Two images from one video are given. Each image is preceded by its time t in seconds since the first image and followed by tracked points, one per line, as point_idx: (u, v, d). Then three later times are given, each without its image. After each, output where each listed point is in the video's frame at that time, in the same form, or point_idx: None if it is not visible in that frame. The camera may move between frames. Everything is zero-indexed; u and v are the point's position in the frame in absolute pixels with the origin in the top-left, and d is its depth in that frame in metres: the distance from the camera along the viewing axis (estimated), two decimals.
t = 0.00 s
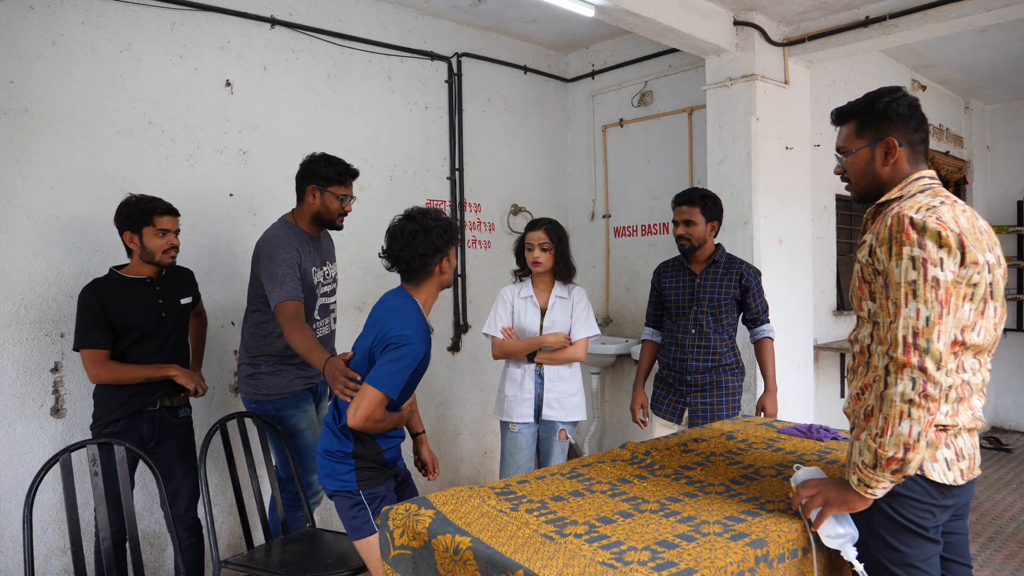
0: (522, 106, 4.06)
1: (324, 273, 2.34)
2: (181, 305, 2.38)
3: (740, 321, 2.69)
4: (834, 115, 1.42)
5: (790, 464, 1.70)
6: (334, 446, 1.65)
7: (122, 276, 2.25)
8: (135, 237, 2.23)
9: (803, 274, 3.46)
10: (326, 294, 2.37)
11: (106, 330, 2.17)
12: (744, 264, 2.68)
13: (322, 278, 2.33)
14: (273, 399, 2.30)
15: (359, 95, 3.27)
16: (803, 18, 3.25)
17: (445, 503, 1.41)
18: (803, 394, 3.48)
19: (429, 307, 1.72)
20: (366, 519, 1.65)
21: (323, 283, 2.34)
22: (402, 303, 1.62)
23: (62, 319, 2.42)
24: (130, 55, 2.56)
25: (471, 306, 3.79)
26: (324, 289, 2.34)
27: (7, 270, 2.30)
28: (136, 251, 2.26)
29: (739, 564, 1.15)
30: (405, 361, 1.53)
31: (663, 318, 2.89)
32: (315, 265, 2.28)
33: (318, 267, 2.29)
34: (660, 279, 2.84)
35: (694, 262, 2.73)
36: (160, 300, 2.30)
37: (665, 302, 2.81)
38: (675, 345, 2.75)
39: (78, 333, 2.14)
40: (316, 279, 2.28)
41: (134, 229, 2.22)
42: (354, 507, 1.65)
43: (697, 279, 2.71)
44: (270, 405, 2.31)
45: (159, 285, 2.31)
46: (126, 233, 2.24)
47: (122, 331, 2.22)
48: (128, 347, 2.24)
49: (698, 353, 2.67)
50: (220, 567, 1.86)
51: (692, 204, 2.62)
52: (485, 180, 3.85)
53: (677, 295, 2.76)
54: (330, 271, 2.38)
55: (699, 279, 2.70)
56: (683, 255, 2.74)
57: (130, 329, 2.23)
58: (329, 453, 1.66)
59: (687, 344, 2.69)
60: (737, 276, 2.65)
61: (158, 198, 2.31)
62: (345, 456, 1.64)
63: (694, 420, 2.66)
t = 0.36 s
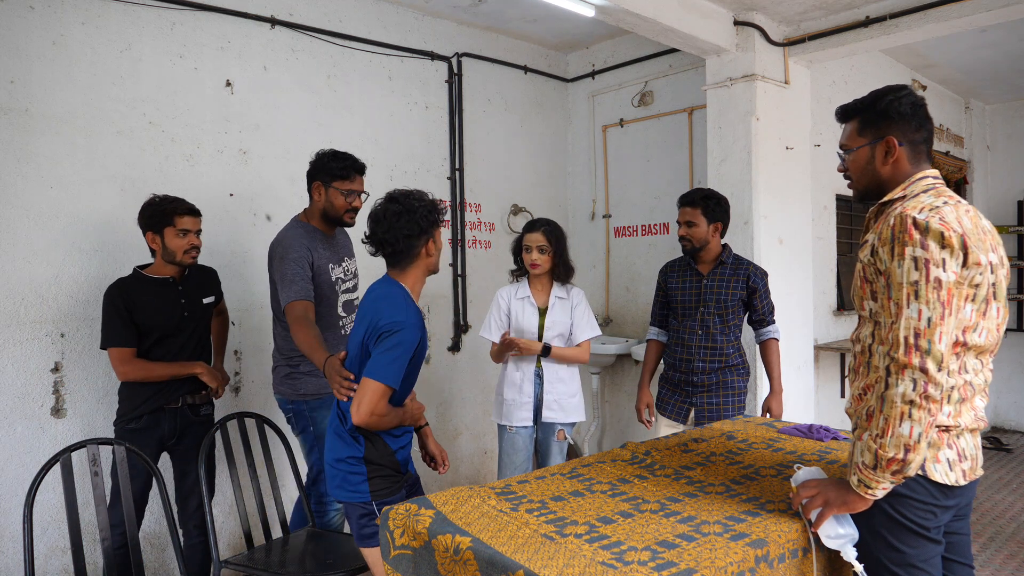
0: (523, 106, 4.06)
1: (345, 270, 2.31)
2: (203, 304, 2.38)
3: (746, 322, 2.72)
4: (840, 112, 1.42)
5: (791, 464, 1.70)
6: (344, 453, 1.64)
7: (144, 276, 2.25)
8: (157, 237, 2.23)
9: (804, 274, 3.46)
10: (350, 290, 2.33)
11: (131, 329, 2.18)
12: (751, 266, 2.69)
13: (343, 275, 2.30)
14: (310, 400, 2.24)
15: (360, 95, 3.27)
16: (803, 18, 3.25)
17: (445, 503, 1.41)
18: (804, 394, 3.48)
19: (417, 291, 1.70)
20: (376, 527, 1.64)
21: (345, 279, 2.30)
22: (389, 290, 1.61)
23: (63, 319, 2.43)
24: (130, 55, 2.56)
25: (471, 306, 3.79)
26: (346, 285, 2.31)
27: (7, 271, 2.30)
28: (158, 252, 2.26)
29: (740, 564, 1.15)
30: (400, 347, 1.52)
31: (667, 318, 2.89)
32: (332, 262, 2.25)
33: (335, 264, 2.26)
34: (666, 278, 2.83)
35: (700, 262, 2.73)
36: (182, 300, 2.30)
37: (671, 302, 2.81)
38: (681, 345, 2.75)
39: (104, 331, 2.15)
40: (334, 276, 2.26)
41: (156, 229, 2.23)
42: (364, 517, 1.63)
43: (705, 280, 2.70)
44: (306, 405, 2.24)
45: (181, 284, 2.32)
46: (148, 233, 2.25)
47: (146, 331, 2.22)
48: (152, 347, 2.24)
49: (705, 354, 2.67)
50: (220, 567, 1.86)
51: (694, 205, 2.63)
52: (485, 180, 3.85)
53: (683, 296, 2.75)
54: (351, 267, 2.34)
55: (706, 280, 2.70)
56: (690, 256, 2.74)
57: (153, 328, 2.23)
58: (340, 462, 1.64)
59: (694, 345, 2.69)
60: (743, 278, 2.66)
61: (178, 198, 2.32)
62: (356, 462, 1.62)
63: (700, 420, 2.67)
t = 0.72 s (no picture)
0: (523, 106, 4.06)
1: (364, 268, 2.31)
2: (221, 303, 2.38)
3: (748, 322, 2.69)
4: (846, 111, 1.42)
5: (792, 464, 1.70)
6: (350, 459, 1.63)
7: (165, 276, 2.24)
8: (181, 239, 2.22)
9: (804, 274, 3.46)
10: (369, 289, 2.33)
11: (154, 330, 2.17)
12: (753, 264, 2.67)
13: (362, 273, 2.30)
14: (318, 402, 2.21)
15: (360, 95, 3.27)
16: (803, 18, 3.25)
17: (446, 503, 1.41)
18: (805, 394, 3.48)
19: (421, 291, 1.68)
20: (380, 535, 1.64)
21: (364, 278, 2.30)
22: (395, 290, 1.60)
23: (63, 319, 2.43)
24: (130, 55, 2.56)
25: (471, 306, 3.79)
26: (365, 283, 2.31)
27: (7, 271, 2.30)
28: (180, 252, 2.25)
29: (741, 564, 1.15)
30: (406, 346, 1.51)
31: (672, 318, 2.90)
32: (350, 260, 2.25)
33: (354, 262, 2.26)
34: (670, 279, 2.84)
35: (702, 262, 2.73)
36: (202, 300, 2.30)
37: (674, 302, 2.82)
38: (683, 346, 2.76)
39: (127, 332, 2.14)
40: (352, 274, 2.25)
41: (181, 230, 2.22)
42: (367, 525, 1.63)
43: (706, 280, 2.71)
44: (314, 406, 2.21)
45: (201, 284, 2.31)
46: (172, 233, 2.23)
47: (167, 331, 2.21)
48: (173, 346, 2.24)
49: (706, 353, 2.67)
50: (220, 567, 1.86)
51: (695, 205, 2.63)
52: (485, 180, 3.85)
53: (686, 297, 2.76)
54: (371, 266, 2.34)
55: (707, 280, 2.70)
56: (692, 256, 2.74)
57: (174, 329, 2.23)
58: (347, 467, 1.64)
59: (696, 345, 2.70)
60: (745, 277, 2.65)
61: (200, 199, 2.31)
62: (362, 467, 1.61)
63: (702, 419, 2.68)
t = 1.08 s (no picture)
0: (523, 106, 4.06)
1: (393, 268, 2.25)
2: (220, 305, 2.38)
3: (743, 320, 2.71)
4: (846, 111, 1.42)
5: (793, 464, 1.70)
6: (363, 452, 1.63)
7: (169, 278, 2.21)
8: (187, 239, 2.21)
9: (805, 274, 3.46)
10: (397, 290, 2.28)
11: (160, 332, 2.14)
12: (747, 263, 2.68)
13: (389, 273, 2.24)
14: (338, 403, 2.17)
15: (360, 95, 3.27)
16: (803, 18, 3.25)
17: (446, 503, 1.41)
18: (805, 394, 3.47)
19: (457, 304, 1.69)
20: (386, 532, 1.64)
21: (392, 278, 2.25)
22: (431, 297, 1.60)
23: (63, 319, 2.43)
24: (130, 55, 2.56)
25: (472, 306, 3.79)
26: (392, 284, 2.25)
27: (8, 271, 2.30)
28: (185, 253, 2.23)
29: (741, 564, 1.15)
30: (437, 353, 1.52)
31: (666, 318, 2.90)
32: (378, 258, 2.21)
33: (382, 261, 2.22)
34: (664, 279, 2.84)
35: (697, 262, 2.73)
36: (204, 302, 2.29)
37: (669, 303, 2.82)
38: (678, 346, 2.76)
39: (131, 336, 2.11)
40: (378, 273, 2.20)
41: (186, 230, 2.21)
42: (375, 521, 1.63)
43: (700, 279, 2.71)
44: (334, 406, 2.18)
45: (203, 286, 2.30)
46: (176, 234, 2.21)
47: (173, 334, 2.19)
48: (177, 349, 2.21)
49: (702, 353, 2.67)
50: (220, 567, 1.86)
51: (695, 204, 2.62)
52: (485, 180, 3.85)
53: (680, 296, 2.77)
54: (400, 267, 2.29)
55: (702, 279, 2.70)
56: (686, 256, 2.74)
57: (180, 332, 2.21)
58: (359, 461, 1.63)
59: (691, 345, 2.70)
60: (739, 276, 2.66)
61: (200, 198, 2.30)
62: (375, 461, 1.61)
63: (698, 420, 2.67)
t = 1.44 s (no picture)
0: (523, 106, 4.06)
1: (412, 268, 2.22)
2: (211, 302, 2.36)
3: (731, 319, 2.71)
4: (846, 110, 1.41)
5: (793, 464, 1.70)
6: (397, 438, 1.66)
7: (160, 273, 2.18)
8: (178, 234, 2.18)
9: (805, 274, 3.46)
10: (416, 290, 2.24)
11: (148, 331, 2.11)
12: (734, 262, 2.70)
13: (408, 272, 2.21)
14: (354, 399, 2.14)
15: (361, 96, 3.27)
16: (804, 18, 3.25)
17: (446, 503, 1.41)
18: (805, 394, 3.47)
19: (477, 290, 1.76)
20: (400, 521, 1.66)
21: (411, 278, 2.22)
22: (453, 285, 1.66)
23: (63, 319, 2.43)
24: (131, 55, 2.56)
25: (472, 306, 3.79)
26: (411, 283, 2.22)
27: (8, 271, 2.30)
28: (176, 249, 2.19)
29: (741, 564, 1.16)
30: (461, 336, 1.57)
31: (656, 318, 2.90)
32: (399, 257, 2.18)
33: (402, 260, 2.18)
34: (652, 279, 2.84)
35: (685, 262, 2.73)
36: (195, 298, 2.27)
37: (658, 303, 2.82)
38: (668, 344, 2.76)
39: (119, 335, 2.06)
40: (397, 271, 2.17)
41: (178, 224, 2.18)
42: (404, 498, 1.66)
43: (688, 278, 2.71)
44: (350, 403, 2.14)
45: (194, 282, 2.28)
46: (167, 228, 2.17)
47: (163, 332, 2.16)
48: (167, 348, 2.18)
49: (692, 351, 2.67)
50: (221, 567, 1.86)
51: (690, 205, 2.60)
52: (485, 180, 3.85)
53: (669, 295, 2.77)
54: (420, 267, 2.25)
55: (690, 278, 2.71)
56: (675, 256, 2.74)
57: (170, 329, 2.18)
58: (393, 444, 1.66)
59: (680, 343, 2.70)
60: (727, 275, 2.67)
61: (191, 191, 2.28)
62: (410, 445, 1.65)
63: (688, 420, 2.67)
